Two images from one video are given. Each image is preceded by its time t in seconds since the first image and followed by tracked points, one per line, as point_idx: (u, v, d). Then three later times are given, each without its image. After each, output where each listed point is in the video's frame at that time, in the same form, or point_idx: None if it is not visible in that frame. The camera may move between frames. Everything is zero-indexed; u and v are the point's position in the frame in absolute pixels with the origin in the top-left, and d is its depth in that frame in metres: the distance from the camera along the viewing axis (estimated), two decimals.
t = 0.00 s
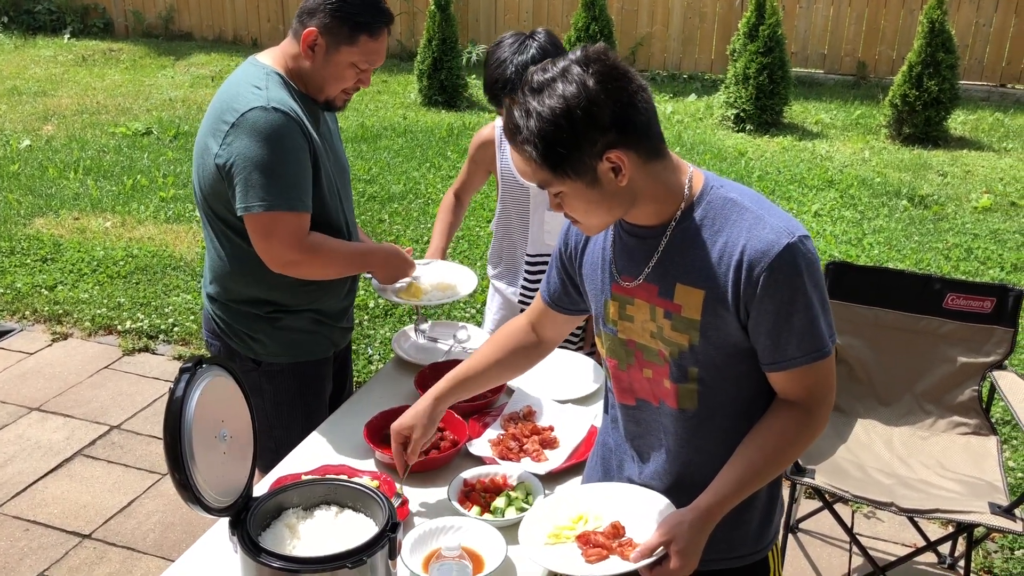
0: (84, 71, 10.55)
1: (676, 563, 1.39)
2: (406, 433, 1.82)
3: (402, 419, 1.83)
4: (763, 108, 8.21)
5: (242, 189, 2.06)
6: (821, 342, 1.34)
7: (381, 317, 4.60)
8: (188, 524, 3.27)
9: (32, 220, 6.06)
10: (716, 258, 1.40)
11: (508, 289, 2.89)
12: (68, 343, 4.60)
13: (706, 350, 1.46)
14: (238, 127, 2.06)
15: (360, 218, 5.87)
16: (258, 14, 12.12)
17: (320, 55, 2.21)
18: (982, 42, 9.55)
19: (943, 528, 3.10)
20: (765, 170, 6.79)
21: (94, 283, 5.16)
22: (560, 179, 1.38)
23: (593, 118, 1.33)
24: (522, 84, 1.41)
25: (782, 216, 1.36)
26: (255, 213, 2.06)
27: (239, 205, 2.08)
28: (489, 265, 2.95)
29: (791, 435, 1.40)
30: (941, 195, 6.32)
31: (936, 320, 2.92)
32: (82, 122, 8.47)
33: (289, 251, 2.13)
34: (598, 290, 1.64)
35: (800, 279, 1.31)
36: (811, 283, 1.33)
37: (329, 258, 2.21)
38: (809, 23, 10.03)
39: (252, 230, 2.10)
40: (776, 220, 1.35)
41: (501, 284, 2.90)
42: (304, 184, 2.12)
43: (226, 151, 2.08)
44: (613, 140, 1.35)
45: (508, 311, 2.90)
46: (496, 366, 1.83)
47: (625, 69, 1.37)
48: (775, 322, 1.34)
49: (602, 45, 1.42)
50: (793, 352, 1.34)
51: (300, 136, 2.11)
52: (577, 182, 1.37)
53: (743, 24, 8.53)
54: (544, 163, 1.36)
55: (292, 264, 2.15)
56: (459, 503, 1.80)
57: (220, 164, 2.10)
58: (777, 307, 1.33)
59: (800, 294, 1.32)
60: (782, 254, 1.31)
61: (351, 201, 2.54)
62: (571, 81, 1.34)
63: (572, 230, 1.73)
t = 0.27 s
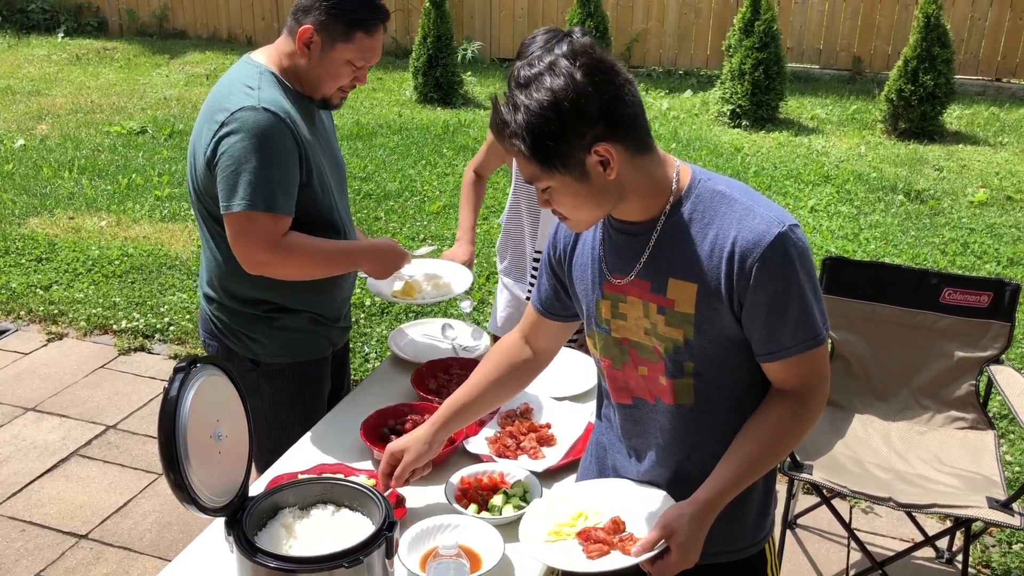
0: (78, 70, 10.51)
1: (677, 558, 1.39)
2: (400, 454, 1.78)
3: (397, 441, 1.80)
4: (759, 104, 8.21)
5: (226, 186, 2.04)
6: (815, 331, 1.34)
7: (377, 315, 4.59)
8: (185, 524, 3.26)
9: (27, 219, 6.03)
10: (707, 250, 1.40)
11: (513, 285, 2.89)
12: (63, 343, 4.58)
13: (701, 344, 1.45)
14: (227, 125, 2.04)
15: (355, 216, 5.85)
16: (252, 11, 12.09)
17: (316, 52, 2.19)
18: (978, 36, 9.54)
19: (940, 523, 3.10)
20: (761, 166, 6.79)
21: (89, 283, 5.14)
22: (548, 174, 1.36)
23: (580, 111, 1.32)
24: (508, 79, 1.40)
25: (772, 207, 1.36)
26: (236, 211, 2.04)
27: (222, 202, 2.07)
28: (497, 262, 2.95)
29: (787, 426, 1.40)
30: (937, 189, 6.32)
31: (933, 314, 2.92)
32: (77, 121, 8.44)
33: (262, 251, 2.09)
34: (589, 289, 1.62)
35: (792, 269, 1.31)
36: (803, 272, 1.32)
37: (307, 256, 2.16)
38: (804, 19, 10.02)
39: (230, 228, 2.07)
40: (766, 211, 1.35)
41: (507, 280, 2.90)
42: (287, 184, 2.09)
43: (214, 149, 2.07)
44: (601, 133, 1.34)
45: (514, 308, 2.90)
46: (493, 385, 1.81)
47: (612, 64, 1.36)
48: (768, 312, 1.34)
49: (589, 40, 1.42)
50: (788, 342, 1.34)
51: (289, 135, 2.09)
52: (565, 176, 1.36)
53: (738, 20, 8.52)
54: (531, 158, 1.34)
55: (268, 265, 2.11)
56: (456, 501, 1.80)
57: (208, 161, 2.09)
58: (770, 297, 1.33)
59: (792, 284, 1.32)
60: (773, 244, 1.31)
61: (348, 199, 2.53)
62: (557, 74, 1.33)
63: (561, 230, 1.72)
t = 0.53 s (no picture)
0: (72, 69, 10.48)
1: (675, 554, 1.38)
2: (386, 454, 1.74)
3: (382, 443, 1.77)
4: (755, 100, 8.20)
5: (209, 184, 2.03)
6: (806, 323, 1.33)
7: (373, 313, 4.58)
8: (183, 524, 3.25)
9: (22, 219, 6.01)
10: (697, 245, 1.39)
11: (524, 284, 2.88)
12: (59, 343, 4.57)
13: (693, 340, 1.45)
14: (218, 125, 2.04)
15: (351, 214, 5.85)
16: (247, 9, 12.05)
17: (313, 51, 2.18)
18: (973, 31, 9.55)
19: (938, 518, 3.11)
20: (757, 162, 6.79)
21: (84, 282, 5.13)
22: (533, 171, 1.36)
23: (565, 107, 1.31)
24: (495, 76, 1.39)
25: (759, 201, 1.36)
26: (214, 210, 2.03)
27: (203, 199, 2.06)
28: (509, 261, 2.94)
29: (781, 419, 1.39)
30: (933, 184, 6.33)
31: (929, 310, 2.92)
32: (71, 120, 8.41)
33: (229, 252, 2.08)
34: (579, 289, 1.62)
35: (782, 261, 1.31)
36: (793, 264, 1.32)
37: (284, 259, 2.13)
38: (799, 14, 10.02)
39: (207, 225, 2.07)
40: (755, 205, 1.35)
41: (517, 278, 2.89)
42: (268, 186, 2.07)
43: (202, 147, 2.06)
44: (587, 129, 1.33)
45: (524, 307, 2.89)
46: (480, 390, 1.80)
47: (599, 62, 1.36)
48: (759, 305, 1.33)
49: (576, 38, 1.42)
50: (779, 335, 1.34)
51: (278, 136, 2.08)
52: (550, 173, 1.35)
53: (733, 16, 8.52)
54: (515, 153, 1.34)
55: (237, 265, 2.09)
56: (453, 500, 1.80)
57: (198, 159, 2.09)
58: (761, 290, 1.32)
59: (783, 276, 1.31)
60: (761, 236, 1.31)
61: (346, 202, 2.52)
62: (543, 71, 1.33)
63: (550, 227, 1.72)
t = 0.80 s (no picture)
0: (69, 69, 10.46)
1: (664, 557, 1.38)
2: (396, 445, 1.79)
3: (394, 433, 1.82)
4: (752, 99, 8.20)
5: (209, 189, 2.02)
6: (799, 328, 1.33)
7: (371, 313, 4.58)
8: (180, 525, 3.25)
9: (18, 220, 6.00)
10: (692, 248, 1.39)
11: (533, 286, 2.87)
12: (56, 344, 4.56)
13: (686, 343, 1.45)
14: (217, 129, 2.03)
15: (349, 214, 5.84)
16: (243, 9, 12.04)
17: (316, 54, 2.17)
18: (970, 29, 9.55)
19: (936, 517, 3.11)
20: (755, 161, 6.79)
21: (81, 283, 5.12)
22: (532, 172, 1.35)
23: (563, 108, 1.31)
24: (493, 76, 1.39)
25: (755, 204, 1.35)
26: (215, 214, 2.02)
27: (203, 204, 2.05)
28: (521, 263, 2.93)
29: (773, 424, 1.39)
30: (930, 182, 6.33)
31: (928, 309, 2.92)
32: (68, 120, 8.40)
33: (233, 257, 2.07)
34: (577, 289, 1.62)
35: (775, 266, 1.30)
36: (787, 269, 1.31)
37: (287, 264, 2.12)
38: (796, 13, 10.02)
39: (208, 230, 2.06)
40: (750, 208, 1.34)
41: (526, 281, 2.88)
42: (271, 189, 2.07)
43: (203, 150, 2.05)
44: (585, 129, 1.33)
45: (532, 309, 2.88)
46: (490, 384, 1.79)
47: (596, 63, 1.35)
48: (752, 309, 1.33)
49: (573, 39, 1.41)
50: (771, 340, 1.33)
51: (279, 140, 2.07)
52: (549, 174, 1.35)
53: (730, 15, 8.52)
54: (514, 155, 1.33)
55: (240, 270, 2.08)
56: (452, 501, 1.79)
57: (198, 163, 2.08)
58: (753, 295, 1.32)
59: (777, 281, 1.31)
60: (756, 240, 1.30)
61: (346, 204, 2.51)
62: (540, 73, 1.32)
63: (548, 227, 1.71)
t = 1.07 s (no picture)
0: (69, 70, 10.46)
1: (648, 560, 1.39)
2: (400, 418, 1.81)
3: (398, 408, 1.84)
4: (752, 99, 8.19)
5: (222, 192, 2.02)
6: (799, 341, 1.32)
7: (371, 314, 4.58)
8: (180, 526, 3.24)
9: (18, 221, 5.99)
10: (697, 252, 1.38)
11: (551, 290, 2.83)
12: (56, 345, 4.56)
13: (687, 348, 1.44)
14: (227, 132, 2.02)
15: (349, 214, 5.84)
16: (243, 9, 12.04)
17: (322, 57, 2.17)
18: (970, 29, 9.55)
19: (937, 519, 3.10)
20: (755, 161, 6.79)
21: (81, 284, 5.12)
22: (546, 175, 1.35)
23: (576, 110, 1.30)
24: (504, 77, 1.38)
25: (764, 212, 1.34)
26: (230, 218, 2.02)
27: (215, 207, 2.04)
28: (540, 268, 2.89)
29: (766, 436, 1.38)
30: (931, 183, 6.33)
31: (929, 310, 2.92)
32: (68, 121, 8.40)
33: (249, 260, 2.07)
34: (584, 286, 1.62)
35: (779, 277, 1.29)
36: (790, 279, 1.30)
37: (298, 266, 2.13)
38: (796, 13, 10.01)
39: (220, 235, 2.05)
40: (758, 216, 1.33)
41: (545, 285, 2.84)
42: (283, 192, 2.07)
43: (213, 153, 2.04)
44: (599, 131, 1.32)
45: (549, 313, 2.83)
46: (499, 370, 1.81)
47: (607, 64, 1.35)
48: (752, 318, 1.32)
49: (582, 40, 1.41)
50: (770, 351, 1.32)
51: (291, 143, 2.07)
52: (563, 177, 1.34)
53: (731, 15, 8.52)
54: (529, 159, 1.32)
55: (254, 272, 2.09)
56: (451, 503, 1.79)
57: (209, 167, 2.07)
58: (754, 304, 1.31)
59: (779, 292, 1.30)
60: (760, 251, 1.29)
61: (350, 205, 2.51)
62: (552, 75, 1.31)
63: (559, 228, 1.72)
